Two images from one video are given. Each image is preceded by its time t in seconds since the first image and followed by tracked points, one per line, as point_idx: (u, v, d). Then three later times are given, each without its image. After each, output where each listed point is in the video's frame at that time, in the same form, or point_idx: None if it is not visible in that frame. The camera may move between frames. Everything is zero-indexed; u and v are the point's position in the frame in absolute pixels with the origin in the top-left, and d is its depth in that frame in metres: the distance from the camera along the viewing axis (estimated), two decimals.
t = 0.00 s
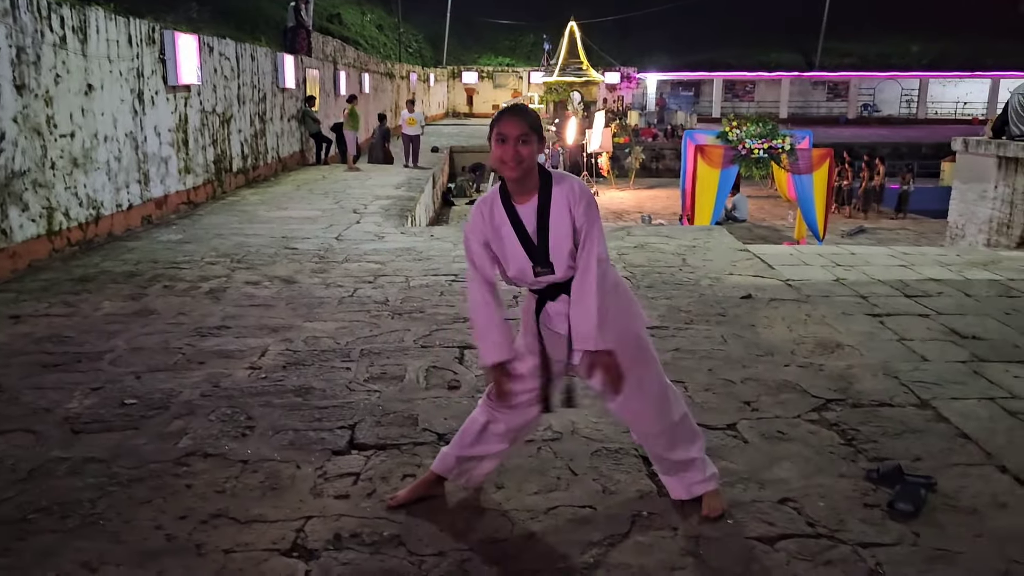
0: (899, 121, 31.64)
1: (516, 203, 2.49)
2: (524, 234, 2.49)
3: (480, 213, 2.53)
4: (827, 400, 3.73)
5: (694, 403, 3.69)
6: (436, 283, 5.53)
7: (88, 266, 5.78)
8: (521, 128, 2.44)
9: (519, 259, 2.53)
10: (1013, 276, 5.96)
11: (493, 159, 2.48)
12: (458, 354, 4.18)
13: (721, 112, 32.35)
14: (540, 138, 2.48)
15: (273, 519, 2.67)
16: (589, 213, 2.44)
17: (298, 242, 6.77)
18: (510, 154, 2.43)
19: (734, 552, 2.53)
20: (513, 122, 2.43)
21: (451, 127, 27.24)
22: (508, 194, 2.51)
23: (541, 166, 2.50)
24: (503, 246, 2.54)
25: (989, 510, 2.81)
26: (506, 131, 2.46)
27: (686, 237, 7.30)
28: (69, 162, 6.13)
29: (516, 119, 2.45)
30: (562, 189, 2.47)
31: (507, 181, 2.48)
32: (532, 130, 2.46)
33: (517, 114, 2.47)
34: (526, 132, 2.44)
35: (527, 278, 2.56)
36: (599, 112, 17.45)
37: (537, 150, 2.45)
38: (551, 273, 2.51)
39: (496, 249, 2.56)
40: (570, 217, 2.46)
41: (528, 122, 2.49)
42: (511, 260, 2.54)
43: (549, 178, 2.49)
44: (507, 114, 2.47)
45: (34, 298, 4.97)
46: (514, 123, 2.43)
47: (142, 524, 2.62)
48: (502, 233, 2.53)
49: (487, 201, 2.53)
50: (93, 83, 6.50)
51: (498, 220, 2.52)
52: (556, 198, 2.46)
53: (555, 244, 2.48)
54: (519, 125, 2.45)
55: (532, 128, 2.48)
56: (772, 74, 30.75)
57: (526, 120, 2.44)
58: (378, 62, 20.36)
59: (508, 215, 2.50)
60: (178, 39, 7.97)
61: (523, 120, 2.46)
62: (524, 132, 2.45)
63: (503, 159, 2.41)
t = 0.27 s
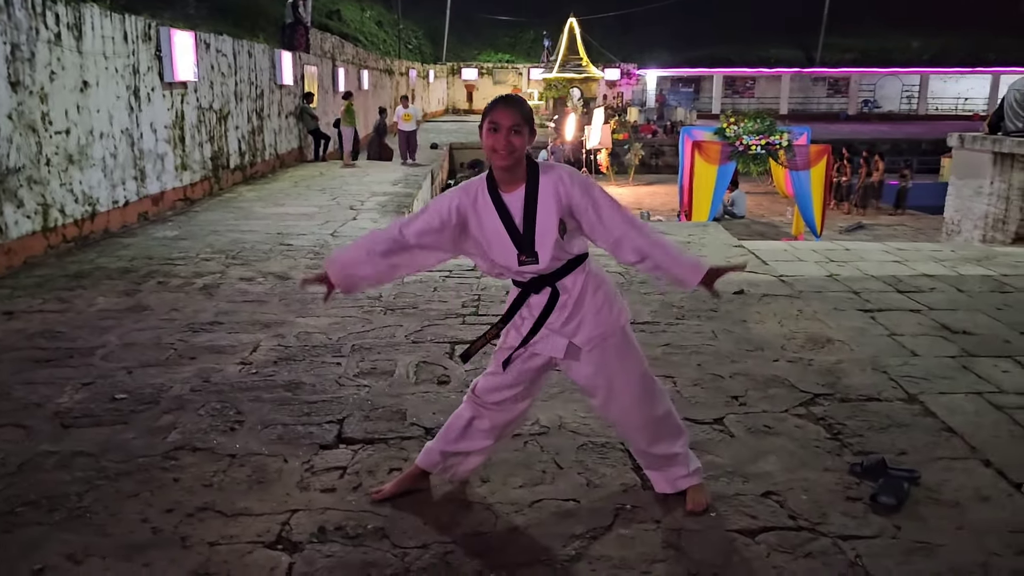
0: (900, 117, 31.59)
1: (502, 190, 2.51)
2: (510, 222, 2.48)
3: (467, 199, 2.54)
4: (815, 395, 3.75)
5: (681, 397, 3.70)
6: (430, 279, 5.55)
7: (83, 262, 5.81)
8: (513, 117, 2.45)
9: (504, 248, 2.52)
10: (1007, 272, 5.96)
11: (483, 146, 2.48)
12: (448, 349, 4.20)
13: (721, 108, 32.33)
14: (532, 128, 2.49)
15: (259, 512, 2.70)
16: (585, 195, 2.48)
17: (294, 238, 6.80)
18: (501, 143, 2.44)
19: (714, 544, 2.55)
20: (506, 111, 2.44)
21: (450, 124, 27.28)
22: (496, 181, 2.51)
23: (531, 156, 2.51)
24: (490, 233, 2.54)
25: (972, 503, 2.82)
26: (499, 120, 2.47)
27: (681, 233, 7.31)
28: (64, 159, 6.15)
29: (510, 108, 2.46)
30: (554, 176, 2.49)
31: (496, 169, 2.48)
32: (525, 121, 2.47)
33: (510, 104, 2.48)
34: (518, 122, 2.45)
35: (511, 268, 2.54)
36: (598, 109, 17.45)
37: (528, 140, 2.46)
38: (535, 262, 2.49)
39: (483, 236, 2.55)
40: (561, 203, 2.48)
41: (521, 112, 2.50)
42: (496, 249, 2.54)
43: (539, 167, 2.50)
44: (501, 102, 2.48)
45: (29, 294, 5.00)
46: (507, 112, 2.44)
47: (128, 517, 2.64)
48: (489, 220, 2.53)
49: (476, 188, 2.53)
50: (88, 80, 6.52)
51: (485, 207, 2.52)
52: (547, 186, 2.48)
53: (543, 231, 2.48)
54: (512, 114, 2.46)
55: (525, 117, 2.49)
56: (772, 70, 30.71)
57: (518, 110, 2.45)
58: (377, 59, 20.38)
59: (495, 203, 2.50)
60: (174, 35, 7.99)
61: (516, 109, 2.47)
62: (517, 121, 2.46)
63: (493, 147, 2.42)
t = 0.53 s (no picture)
0: (894, 114, 31.66)
1: (487, 180, 2.54)
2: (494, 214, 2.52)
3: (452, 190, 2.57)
4: (796, 388, 3.79)
5: (664, 391, 3.75)
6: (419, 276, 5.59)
7: (75, 260, 5.84)
8: (501, 107, 2.50)
9: (487, 240, 2.56)
10: (992, 266, 6.01)
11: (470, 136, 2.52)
12: (435, 345, 4.23)
13: (716, 106, 32.38)
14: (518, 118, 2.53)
15: (243, 504, 2.73)
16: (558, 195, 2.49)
17: (285, 236, 6.83)
18: (488, 131, 2.47)
19: (691, 534, 2.58)
20: (492, 100, 2.48)
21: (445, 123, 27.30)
22: (481, 171, 2.55)
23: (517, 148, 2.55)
24: (474, 226, 2.57)
25: (946, 493, 2.86)
26: (485, 107, 2.51)
27: (670, 230, 7.35)
28: (55, 158, 6.18)
29: (497, 98, 2.51)
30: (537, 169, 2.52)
31: (481, 158, 2.52)
32: (511, 110, 2.51)
33: (496, 93, 2.53)
34: (505, 111, 2.49)
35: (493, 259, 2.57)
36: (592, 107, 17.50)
37: (514, 130, 2.50)
38: (517, 254, 2.52)
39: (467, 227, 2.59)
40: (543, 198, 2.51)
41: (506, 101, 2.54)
42: (479, 241, 2.58)
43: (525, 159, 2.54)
44: (489, 92, 2.53)
45: (20, 292, 5.03)
46: (494, 101, 2.48)
47: (113, 510, 2.68)
48: (473, 211, 2.57)
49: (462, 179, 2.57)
50: (78, 79, 6.55)
51: (470, 198, 2.56)
52: (531, 179, 2.51)
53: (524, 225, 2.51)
54: (498, 103, 2.50)
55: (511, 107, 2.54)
56: (767, 67, 30.77)
57: (504, 99, 2.49)
58: (372, 58, 20.41)
59: (479, 193, 2.53)
60: (165, 34, 8.01)
61: (502, 98, 2.51)
62: (503, 111, 2.50)
63: (480, 135, 2.45)
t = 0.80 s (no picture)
0: (881, 111, 31.89)
1: (495, 166, 2.54)
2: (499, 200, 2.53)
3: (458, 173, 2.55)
4: (785, 381, 3.84)
5: (655, 384, 3.79)
6: (410, 273, 5.62)
7: (66, 259, 5.84)
8: (510, 96, 2.49)
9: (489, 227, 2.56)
10: (977, 261, 6.09)
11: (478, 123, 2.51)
12: (427, 341, 4.26)
13: (705, 104, 32.51)
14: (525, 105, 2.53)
15: (239, 498, 2.75)
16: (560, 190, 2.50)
17: (276, 234, 6.84)
18: (496, 120, 2.48)
19: (682, 523, 2.62)
20: (501, 88, 2.47)
21: (434, 121, 27.30)
22: (488, 157, 2.54)
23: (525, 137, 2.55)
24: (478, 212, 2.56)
25: (932, 482, 2.91)
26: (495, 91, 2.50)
27: (660, 226, 7.40)
28: (46, 157, 6.17)
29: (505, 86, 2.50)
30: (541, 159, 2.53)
31: (490, 145, 2.52)
32: (520, 98, 2.51)
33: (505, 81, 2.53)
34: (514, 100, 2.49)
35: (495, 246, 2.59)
36: (581, 105, 17.56)
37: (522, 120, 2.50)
38: (519, 242, 2.56)
39: (467, 211, 2.55)
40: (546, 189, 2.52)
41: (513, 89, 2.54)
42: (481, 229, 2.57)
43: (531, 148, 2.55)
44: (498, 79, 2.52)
45: (12, 291, 5.03)
46: (502, 89, 2.47)
47: (111, 504, 2.70)
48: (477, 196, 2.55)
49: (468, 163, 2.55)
50: (68, 78, 6.54)
51: (476, 184, 2.54)
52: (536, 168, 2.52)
53: (526, 214, 2.54)
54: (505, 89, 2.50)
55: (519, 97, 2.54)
56: (755, 66, 30.93)
57: (512, 87, 2.48)
58: (360, 56, 20.39)
59: (486, 180, 2.53)
60: (154, 33, 8.00)
61: (509, 85, 2.51)
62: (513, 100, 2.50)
63: (490, 122, 2.45)
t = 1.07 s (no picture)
0: (870, 105, 32.04)
1: (510, 158, 2.56)
2: (512, 190, 2.54)
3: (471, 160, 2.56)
4: (780, 372, 3.88)
5: (651, 376, 3.83)
6: (405, 268, 5.62)
7: (59, 256, 5.81)
8: (526, 92, 2.45)
9: (499, 217, 2.57)
10: (967, 254, 6.15)
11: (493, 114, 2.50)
12: (424, 335, 4.28)
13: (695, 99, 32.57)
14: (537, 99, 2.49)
15: (241, 491, 2.77)
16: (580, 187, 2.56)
17: (270, 230, 6.84)
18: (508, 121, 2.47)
19: (681, 512, 2.65)
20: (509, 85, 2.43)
21: (424, 116, 27.24)
22: (503, 149, 2.56)
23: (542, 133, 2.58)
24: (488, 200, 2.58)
25: (925, 470, 2.95)
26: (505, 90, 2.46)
27: (653, 220, 7.43)
28: (38, 154, 6.14)
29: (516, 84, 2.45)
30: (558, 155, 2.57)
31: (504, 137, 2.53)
32: (534, 96, 2.46)
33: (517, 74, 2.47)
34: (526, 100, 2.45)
35: (503, 237, 2.60)
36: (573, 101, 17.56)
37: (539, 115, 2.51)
38: (529, 235, 2.57)
39: (472, 198, 2.59)
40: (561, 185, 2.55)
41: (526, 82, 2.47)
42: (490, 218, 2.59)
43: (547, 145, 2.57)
44: (510, 74, 2.46)
45: (6, 288, 5.01)
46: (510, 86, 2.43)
47: (113, 498, 2.70)
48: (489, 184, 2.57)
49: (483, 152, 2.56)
50: (59, 75, 6.50)
51: (489, 173, 2.56)
52: (552, 163, 2.55)
53: (540, 207, 2.56)
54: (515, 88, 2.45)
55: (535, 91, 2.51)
56: (744, 60, 31.00)
57: (521, 83, 2.44)
58: (351, 52, 20.32)
59: (500, 170, 2.55)
60: (145, 29, 7.96)
61: (521, 80, 2.45)
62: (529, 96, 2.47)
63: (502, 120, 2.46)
